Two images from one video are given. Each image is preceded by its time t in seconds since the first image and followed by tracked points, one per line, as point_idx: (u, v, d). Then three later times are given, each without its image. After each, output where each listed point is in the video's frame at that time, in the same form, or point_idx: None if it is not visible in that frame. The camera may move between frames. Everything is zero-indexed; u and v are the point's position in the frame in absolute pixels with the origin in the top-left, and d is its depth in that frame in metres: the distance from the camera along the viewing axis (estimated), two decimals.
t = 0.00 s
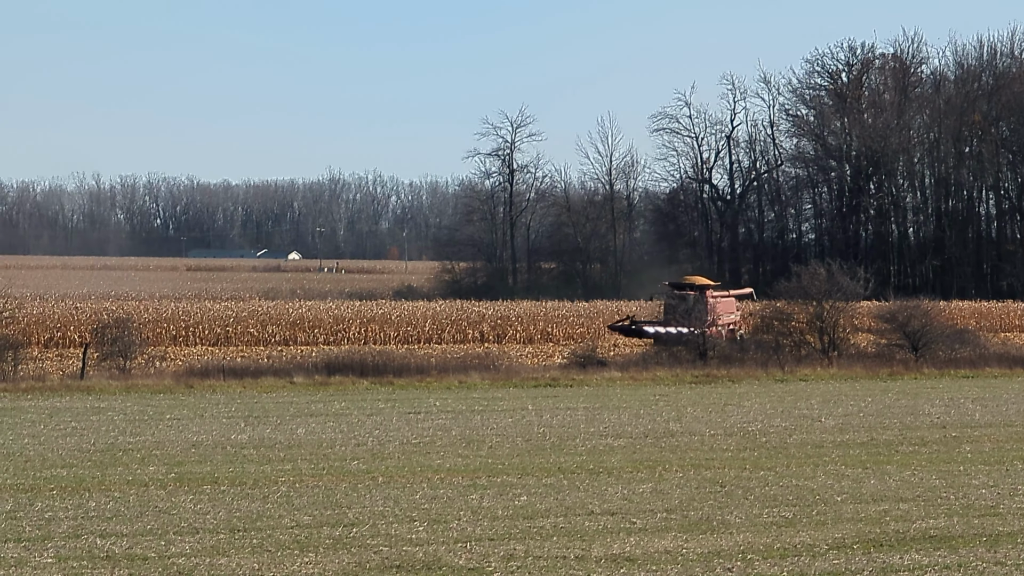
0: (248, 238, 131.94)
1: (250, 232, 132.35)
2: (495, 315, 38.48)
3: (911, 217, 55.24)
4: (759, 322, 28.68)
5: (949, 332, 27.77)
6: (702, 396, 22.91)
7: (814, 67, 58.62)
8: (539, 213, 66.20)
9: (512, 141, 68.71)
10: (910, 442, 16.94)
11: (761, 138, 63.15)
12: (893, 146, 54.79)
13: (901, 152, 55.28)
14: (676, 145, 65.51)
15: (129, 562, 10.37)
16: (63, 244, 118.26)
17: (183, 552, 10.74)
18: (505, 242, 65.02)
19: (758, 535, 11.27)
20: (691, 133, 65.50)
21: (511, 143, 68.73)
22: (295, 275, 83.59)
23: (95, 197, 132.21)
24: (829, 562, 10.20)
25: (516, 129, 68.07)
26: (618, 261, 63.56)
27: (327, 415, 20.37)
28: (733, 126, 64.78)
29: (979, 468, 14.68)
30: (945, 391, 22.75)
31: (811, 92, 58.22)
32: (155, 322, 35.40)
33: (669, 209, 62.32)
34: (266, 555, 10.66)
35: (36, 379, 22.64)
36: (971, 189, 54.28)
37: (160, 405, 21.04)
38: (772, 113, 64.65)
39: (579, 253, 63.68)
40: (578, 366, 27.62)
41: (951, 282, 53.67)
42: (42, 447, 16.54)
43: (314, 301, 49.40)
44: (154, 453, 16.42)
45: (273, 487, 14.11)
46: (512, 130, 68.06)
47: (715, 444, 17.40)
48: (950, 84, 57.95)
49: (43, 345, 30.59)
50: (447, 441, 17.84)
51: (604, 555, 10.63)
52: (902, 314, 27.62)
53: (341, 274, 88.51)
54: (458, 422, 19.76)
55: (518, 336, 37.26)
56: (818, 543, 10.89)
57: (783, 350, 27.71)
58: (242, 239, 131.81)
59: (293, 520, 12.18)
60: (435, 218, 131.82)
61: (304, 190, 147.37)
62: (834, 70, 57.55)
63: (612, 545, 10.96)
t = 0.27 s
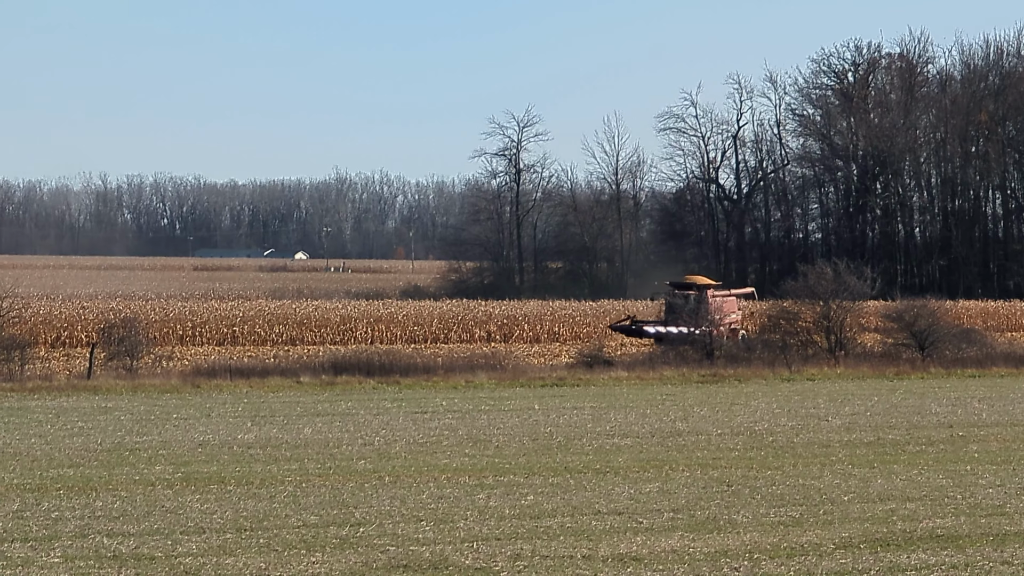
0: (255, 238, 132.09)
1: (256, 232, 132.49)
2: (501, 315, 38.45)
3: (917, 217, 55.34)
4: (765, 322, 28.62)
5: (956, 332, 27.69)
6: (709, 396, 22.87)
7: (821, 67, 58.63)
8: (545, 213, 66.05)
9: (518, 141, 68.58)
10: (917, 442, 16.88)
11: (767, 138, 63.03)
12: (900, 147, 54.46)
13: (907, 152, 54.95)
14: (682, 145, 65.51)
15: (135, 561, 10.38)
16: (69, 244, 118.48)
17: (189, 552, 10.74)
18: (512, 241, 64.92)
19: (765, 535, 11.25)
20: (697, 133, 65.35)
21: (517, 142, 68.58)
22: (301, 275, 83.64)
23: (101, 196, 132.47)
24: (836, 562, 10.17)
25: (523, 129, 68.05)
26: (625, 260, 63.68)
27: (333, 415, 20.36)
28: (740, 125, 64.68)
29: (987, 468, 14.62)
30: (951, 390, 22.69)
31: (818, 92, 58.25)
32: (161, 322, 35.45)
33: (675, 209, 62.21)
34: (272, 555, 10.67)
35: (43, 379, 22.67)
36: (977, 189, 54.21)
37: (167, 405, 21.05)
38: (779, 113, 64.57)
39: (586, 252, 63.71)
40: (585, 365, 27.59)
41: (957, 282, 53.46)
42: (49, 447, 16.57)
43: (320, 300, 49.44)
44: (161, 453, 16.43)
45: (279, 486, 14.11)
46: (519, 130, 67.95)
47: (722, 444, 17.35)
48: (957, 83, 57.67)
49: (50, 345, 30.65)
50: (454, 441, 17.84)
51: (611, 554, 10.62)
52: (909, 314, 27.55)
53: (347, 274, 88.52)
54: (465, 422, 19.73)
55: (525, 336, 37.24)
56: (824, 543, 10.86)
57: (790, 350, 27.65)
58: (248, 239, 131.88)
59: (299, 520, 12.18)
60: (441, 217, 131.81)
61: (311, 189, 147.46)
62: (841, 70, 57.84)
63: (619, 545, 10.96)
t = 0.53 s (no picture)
0: (262, 238, 132.34)
1: (263, 232, 132.75)
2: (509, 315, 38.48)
3: (924, 217, 55.20)
4: (773, 322, 28.60)
5: (962, 332, 27.63)
6: (716, 396, 22.86)
7: (828, 67, 58.46)
8: (552, 213, 66.09)
9: (525, 142, 68.64)
10: (924, 442, 16.85)
11: (774, 138, 62.87)
12: (907, 147, 54.36)
13: (915, 152, 54.82)
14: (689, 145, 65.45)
15: (142, 562, 10.40)
16: (76, 244, 118.79)
17: (197, 553, 10.76)
18: (519, 241, 65.00)
19: (772, 535, 11.24)
20: (704, 133, 65.26)
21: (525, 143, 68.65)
22: (308, 275, 83.76)
23: (109, 196, 132.77)
24: (843, 562, 10.16)
25: (531, 129, 68.08)
26: (632, 260, 63.74)
27: (341, 415, 20.39)
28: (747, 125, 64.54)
29: (993, 468, 14.59)
30: (959, 391, 22.64)
31: (825, 92, 58.09)
32: (169, 322, 35.52)
33: (682, 209, 62.18)
34: (280, 555, 10.69)
35: (50, 379, 22.72)
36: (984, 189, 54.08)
37: (173, 405, 21.09)
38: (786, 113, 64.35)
39: (593, 252, 63.71)
40: (592, 366, 27.59)
41: (964, 282, 53.38)
42: (57, 447, 16.61)
43: (326, 300, 49.51)
44: (168, 453, 16.46)
45: (287, 487, 14.13)
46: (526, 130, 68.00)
47: (729, 444, 17.35)
48: (964, 84, 57.42)
49: (57, 345, 30.72)
50: (461, 441, 17.85)
51: (618, 555, 10.61)
52: (916, 314, 27.50)
53: (355, 273, 88.58)
54: (471, 422, 19.75)
55: (532, 336, 37.27)
56: (832, 543, 10.84)
57: (797, 350, 27.59)
58: (256, 239, 132.04)
59: (307, 520, 12.20)
60: (449, 217, 131.81)
61: (318, 189, 147.62)
62: (848, 70, 57.46)
63: (626, 545, 10.95)
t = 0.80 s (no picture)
0: (270, 238, 132.59)
1: (271, 232, 132.99)
2: (516, 315, 38.48)
3: (931, 217, 55.17)
4: (780, 322, 28.55)
5: (970, 332, 27.56)
6: (724, 396, 22.82)
7: (835, 67, 58.40)
8: (560, 213, 66.44)
9: (533, 142, 68.94)
10: (931, 442, 16.79)
11: (782, 138, 62.77)
12: (915, 147, 54.24)
13: (922, 152, 54.74)
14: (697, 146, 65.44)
15: (150, 561, 10.40)
16: (84, 244, 119.07)
17: (204, 552, 10.76)
18: (527, 241, 64.97)
19: (780, 535, 11.20)
20: (711, 132, 65.18)
21: (533, 143, 68.95)
22: (316, 275, 83.80)
23: (116, 196, 133.03)
24: (850, 562, 10.13)
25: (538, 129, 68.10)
26: (639, 260, 63.76)
27: (348, 415, 20.38)
28: (755, 125, 64.50)
29: (1001, 468, 14.53)
30: (967, 390, 22.56)
31: (833, 92, 57.97)
32: (177, 322, 35.56)
33: (690, 209, 62.18)
34: (287, 555, 10.69)
35: (58, 379, 22.75)
36: (992, 189, 54.04)
37: (181, 405, 21.10)
38: (793, 113, 64.20)
39: (600, 252, 63.61)
40: (599, 365, 27.57)
41: (972, 282, 53.17)
42: (64, 447, 16.62)
43: (333, 300, 49.55)
44: (175, 452, 16.47)
45: (294, 487, 14.13)
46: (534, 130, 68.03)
47: (736, 444, 17.31)
48: (972, 83, 57.16)
49: (65, 344, 30.78)
50: (469, 441, 17.84)
51: (625, 555, 10.59)
52: (924, 314, 27.42)
53: (362, 274, 88.62)
54: (479, 422, 19.73)
55: (540, 336, 37.27)
56: (839, 543, 10.81)
57: (804, 350, 27.54)
58: (264, 239, 132.13)
59: (314, 519, 12.19)
60: (456, 217, 131.79)
61: (326, 189, 147.73)
62: (856, 70, 57.69)
63: (634, 546, 10.92)
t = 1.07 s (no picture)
0: (280, 238, 132.95)
1: (281, 231, 133.32)
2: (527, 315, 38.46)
3: (942, 217, 54.69)
4: (790, 321, 28.47)
5: (980, 332, 27.44)
6: (734, 396, 22.75)
7: (845, 67, 58.29)
8: (570, 213, 66.43)
9: (542, 141, 68.75)
10: (942, 442, 16.72)
11: (792, 138, 62.74)
12: (925, 147, 54.04)
13: (933, 152, 54.48)
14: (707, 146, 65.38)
15: (160, 562, 10.41)
16: (94, 244, 119.47)
17: (214, 552, 10.77)
18: (537, 242, 65.00)
19: (790, 535, 11.16)
20: (722, 132, 65.15)
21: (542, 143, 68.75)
22: (325, 275, 83.93)
23: (127, 196, 133.38)
24: (860, 562, 10.09)
25: (548, 129, 68.11)
26: (648, 259, 63.89)
27: (358, 415, 20.38)
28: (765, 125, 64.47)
29: (1012, 468, 14.46)
30: (977, 391, 22.44)
31: (843, 92, 58.04)
32: (187, 322, 35.61)
33: (700, 209, 62.12)
34: (298, 555, 10.69)
35: (68, 379, 22.81)
36: (1002, 189, 53.63)
37: (191, 405, 21.13)
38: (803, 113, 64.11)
39: (610, 253, 63.75)
40: (610, 365, 27.52)
41: (982, 282, 53.02)
42: (75, 447, 16.67)
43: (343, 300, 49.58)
44: (186, 453, 16.49)
45: (305, 486, 14.14)
46: (544, 130, 68.08)
47: (746, 444, 17.25)
48: (982, 83, 56.88)
49: (76, 344, 30.87)
50: (479, 441, 17.81)
51: (636, 555, 10.56)
52: (934, 314, 27.31)
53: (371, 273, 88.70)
54: (489, 422, 19.72)
55: (550, 336, 37.25)
56: (849, 543, 10.77)
57: (814, 350, 27.46)
58: (274, 239, 132.34)
59: (324, 520, 12.19)
60: (467, 217, 131.86)
61: (336, 189, 147.97)
62: (866, 70, 57.50)
63: (644, 546, 10.89)
